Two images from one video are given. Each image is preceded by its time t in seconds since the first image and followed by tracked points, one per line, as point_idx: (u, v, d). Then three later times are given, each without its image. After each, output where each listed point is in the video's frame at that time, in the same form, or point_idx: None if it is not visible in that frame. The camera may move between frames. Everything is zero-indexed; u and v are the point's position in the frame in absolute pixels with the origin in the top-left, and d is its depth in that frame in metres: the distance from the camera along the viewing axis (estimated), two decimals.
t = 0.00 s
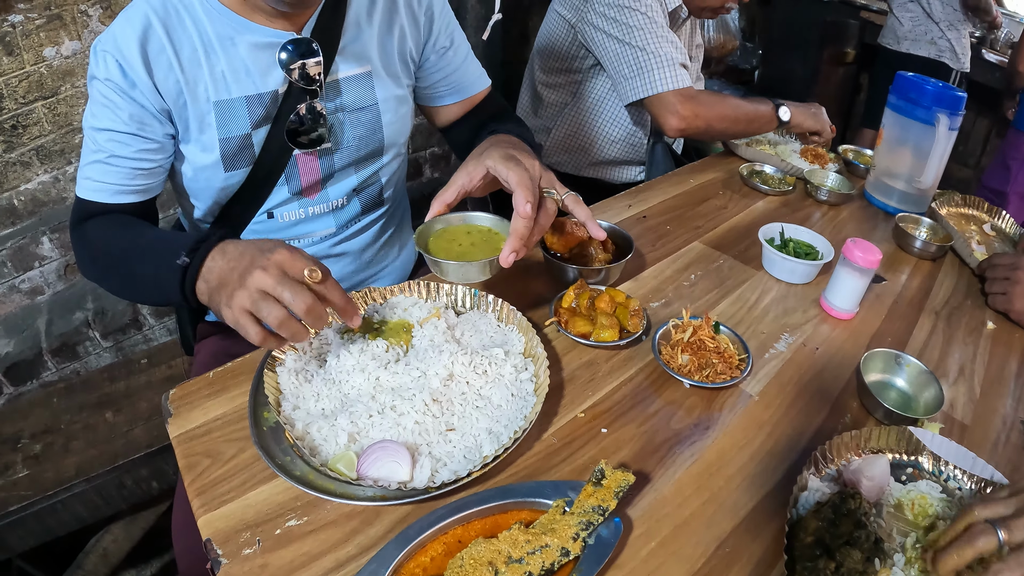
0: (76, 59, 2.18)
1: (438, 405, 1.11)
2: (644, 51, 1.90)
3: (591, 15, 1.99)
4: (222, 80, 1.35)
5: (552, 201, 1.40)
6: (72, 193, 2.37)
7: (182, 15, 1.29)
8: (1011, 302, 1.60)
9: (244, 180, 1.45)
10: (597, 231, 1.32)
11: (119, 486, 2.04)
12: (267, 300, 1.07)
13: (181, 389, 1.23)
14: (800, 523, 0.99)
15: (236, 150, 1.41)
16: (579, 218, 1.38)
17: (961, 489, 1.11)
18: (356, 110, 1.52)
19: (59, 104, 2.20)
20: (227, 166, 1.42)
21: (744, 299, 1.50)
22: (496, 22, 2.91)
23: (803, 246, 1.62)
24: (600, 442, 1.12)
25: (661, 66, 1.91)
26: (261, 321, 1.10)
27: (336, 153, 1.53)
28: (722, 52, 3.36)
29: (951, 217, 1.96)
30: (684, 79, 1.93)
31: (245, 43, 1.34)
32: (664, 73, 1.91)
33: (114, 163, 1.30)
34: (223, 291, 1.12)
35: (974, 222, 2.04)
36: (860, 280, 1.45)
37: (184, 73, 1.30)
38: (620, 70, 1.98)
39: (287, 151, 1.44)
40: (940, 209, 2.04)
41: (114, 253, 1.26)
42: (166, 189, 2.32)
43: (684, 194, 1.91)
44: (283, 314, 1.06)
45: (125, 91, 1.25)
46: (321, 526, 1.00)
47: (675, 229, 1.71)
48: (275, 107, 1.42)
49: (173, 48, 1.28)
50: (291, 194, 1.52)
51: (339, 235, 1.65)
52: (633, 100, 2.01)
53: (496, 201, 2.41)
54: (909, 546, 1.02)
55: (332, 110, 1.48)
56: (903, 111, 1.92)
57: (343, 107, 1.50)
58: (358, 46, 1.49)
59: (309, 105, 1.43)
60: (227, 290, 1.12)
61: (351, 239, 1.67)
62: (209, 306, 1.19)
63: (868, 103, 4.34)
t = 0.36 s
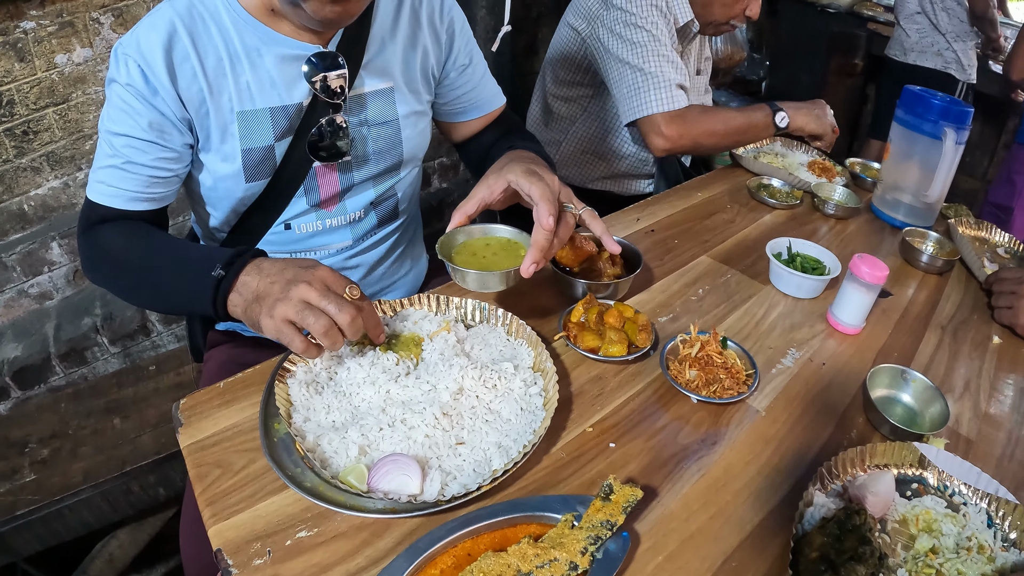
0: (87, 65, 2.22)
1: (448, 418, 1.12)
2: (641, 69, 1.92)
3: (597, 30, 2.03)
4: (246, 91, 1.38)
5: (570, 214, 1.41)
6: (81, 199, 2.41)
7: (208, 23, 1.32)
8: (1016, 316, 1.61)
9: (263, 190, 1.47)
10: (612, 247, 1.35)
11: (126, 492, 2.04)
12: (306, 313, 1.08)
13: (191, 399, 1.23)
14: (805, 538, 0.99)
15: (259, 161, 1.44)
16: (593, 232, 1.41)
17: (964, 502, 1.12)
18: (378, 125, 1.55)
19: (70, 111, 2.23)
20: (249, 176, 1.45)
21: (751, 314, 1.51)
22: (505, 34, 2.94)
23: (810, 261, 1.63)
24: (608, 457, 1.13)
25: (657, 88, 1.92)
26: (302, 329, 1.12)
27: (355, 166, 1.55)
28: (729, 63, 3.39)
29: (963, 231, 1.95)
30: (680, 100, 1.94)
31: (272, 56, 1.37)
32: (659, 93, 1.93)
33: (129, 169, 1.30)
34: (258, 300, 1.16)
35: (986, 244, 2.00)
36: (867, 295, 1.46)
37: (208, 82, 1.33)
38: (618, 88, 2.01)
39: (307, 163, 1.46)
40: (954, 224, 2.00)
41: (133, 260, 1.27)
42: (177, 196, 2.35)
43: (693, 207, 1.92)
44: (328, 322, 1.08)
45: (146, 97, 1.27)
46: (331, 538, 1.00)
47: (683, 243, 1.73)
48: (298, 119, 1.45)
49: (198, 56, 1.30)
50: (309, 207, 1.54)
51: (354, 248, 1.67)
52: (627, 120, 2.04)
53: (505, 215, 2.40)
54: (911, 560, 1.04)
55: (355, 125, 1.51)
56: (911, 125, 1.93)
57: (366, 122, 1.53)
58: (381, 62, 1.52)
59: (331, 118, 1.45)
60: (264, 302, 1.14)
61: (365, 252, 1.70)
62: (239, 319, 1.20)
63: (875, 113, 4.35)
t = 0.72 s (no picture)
0: (99, 73, 2.24)
1: (462, 434, 1.13)
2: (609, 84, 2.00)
3: (589, 46, 2.13)
4: (264, 101, 1.39)
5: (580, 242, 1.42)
6: (91, 206, 2.44)
7: (226, 31, 1.34)
8: None
9: (275, 203, 1.49)
10: (621, 273, 1.37)
11: (133, 501, 2.11)
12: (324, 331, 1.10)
13: (203, 410, 1.24)
14: (815, 555, 1.00)
15: (272, 175, 1.45)
16: (604, 259, 1.42)
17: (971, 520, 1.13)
18: (391, 140, 1.56)
19: (81, 118, 2.26)
20: (261, 190, 1.47)
21: (761, 330, 1.52)
22: (515, 47, 2.98)
23: (819, 278, 1.65)
24: (619, 473, 1.13)
25: (621, 105, 2.00)
26: (336, 357, 1.12)
27: (367, 181, 1.56)
28: (737, 76, 3.41)
29: (970, 247, 1.97)
30: (643, 119, 1.99)
31: (288, 68, 1.39)
32: (622, 110, 2.00)
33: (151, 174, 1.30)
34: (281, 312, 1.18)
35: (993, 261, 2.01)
36: (875, 312, 1.47)
37: (226, 90, 1.34)
38: (596, 105, 2.10)
39: (320, 177, 1.47)
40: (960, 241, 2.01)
41: (157, 277, 1.26)
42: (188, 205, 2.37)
43: (703, 223, 1.94)
44: (367, 353, 1.10)
45: (168, 101, 1.28)
46: (345, 552, 1.00)
47: (693, 259, 1.74)
48: (312, 133, 1.46)
49: (218, 64, 1.33)
50: (321, 220, 1.55)
51: (365, 262, 1.68)
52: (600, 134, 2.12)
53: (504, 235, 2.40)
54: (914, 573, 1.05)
55: (368, 139, 1.53)
56: (920, 141, 1.94)
57: (379, 137, 1.54)
58: (395, 77, 1.54)
59: (345, 133, 1.47)
60: (300, 325, 1.14)
61: (375, 266, 1.71)
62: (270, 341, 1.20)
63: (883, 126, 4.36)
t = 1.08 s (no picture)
0: (113, 84, 2.27)
1: (475, 450, 1.17)
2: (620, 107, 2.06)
3: (596, 67, 2.19)
4: (276, 122, 1.43)
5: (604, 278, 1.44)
6: (103, 216, 2.48)
7: (239, 53, 1.38)
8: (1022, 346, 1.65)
9: (290, 221, 1.52)
10: (640, 311, 1.39)
11: (145, 508, 2.12)
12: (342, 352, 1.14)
13: (221, 422, 1.26)
14: (816, 569, 1.03)
15: (287, 194, 1.49)
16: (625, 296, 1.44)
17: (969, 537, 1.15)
18: (402, 160, 1.60)
19: (94, 129, 2.30)
20: (276, 209, 1.51)
21: (766, 348, 1.56)
22: (524, 64, 3.04)
23: (823, 297, 1.70)
24: (627, 488, 1.17)
25: (631, 128, 2.06)
26: (340, 384, 1.15)
27: (381, 201, 1.60)
28: (743, 92, 3.46)
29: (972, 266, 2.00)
30: (653, 141, 2.06)
31: (301, 90, 1.43)
32: (632, 133, 2.07)
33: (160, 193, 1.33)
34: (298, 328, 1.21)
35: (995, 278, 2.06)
36: (877, 332, 1.51)
37: (239, 110, 1.38)
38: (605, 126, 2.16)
39: (333, 196, 1.51)
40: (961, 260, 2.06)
41: (162, 292, 1.29)
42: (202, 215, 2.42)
43: (710, 241, 1.98)
44: (371, 381, 1.13)
45: (180, 121, 1.31)
46: (361, 563, 1.02)
47: (700, 277, 1.79)
48: (325, 153, 1.50)
49: (229, 84, 1.36)
50: (335, 237, 1.59)
51: (378, 278, 1.72)
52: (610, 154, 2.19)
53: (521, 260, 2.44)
54: None
55: (381, 159, 1.57)
56: (923, 160, 2.00)
57: (390, 156, 1.58)
58: (405, 98, 1.58)
59: (358, 152, 1.51)
60: (305, 350, 1.18)
61: (388, 283, 1.74)
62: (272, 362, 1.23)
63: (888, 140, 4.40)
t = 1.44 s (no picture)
0: (127, 96, 2.32)
1: (486, 462, 1.21)
2: (628, 134, 2.25)
3: (607, 89, 2.35)
4: (289, 142, 1.48)
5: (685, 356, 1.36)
6: (115, 225, 2.52)
7: (253, 75, 1.43)
8: (1014, 361, 1.69)
9: (302, 238, 1.58)
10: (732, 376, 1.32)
11: (156, 514, 2.24)
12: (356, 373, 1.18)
13: (238, 433, 1.30)
14: None
15: (299, 213, 1.55)
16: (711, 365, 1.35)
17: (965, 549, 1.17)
18: (409, 180, 1.64)
19: (108, 139, 2.35)
20: (289, 227, 1.56)
21: (767, 365, 1.62)
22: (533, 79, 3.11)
23: (824, 314, 1.76)
24: (632, 500, 1.21)
25: (636, 155, 2.26)
26: (350, 397, 1.21)
27: (391, 219, 1.65)
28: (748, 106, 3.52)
29: (973, 283, 2.05)
30: (656, 168, 2.25)
31: (312, 111, 1.48)
32: (637, 159, 2.26)
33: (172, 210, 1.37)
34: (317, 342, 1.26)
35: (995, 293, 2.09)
36: (876, 349, 1.55)
37: (251, 131, 1.43)
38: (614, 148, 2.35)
39: (344, 215, 1.56)
40: (962, 275, 2.10)
41: (171, 304, 1.33)
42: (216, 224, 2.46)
43: (713, 258, 2.08)
44: (380, 396, 1.18)
45: (194, 141, 1.36)
46: (376, 570, 1.06)
47: (703, 294, 1.87)
48: (336, 173, 1.55)
49: (243, 105, 1.41)
50: (346, 255, 1.64)
51: (388, 295, 1.76)
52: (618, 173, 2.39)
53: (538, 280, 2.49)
54: None
55: (389, 179, 1.61)
56: (925, 178, 2.05)
57: (398, 176, 1.62)
58: (415, 119, 1.62)
59: (368, 173, 1.55)
60: (315, 365, 1.23)
61: (399, 299, 1.79)
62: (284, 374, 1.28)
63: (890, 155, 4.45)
